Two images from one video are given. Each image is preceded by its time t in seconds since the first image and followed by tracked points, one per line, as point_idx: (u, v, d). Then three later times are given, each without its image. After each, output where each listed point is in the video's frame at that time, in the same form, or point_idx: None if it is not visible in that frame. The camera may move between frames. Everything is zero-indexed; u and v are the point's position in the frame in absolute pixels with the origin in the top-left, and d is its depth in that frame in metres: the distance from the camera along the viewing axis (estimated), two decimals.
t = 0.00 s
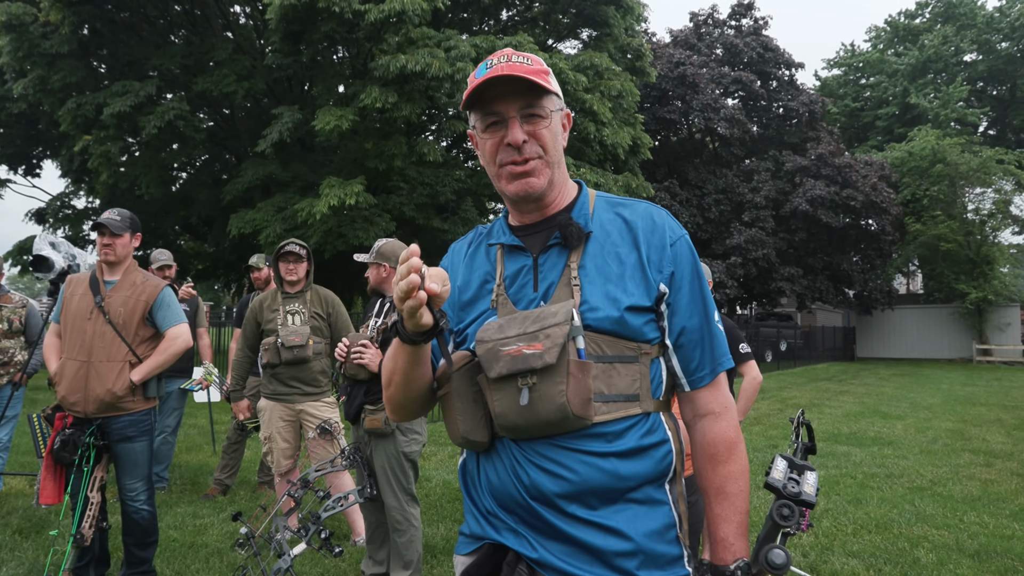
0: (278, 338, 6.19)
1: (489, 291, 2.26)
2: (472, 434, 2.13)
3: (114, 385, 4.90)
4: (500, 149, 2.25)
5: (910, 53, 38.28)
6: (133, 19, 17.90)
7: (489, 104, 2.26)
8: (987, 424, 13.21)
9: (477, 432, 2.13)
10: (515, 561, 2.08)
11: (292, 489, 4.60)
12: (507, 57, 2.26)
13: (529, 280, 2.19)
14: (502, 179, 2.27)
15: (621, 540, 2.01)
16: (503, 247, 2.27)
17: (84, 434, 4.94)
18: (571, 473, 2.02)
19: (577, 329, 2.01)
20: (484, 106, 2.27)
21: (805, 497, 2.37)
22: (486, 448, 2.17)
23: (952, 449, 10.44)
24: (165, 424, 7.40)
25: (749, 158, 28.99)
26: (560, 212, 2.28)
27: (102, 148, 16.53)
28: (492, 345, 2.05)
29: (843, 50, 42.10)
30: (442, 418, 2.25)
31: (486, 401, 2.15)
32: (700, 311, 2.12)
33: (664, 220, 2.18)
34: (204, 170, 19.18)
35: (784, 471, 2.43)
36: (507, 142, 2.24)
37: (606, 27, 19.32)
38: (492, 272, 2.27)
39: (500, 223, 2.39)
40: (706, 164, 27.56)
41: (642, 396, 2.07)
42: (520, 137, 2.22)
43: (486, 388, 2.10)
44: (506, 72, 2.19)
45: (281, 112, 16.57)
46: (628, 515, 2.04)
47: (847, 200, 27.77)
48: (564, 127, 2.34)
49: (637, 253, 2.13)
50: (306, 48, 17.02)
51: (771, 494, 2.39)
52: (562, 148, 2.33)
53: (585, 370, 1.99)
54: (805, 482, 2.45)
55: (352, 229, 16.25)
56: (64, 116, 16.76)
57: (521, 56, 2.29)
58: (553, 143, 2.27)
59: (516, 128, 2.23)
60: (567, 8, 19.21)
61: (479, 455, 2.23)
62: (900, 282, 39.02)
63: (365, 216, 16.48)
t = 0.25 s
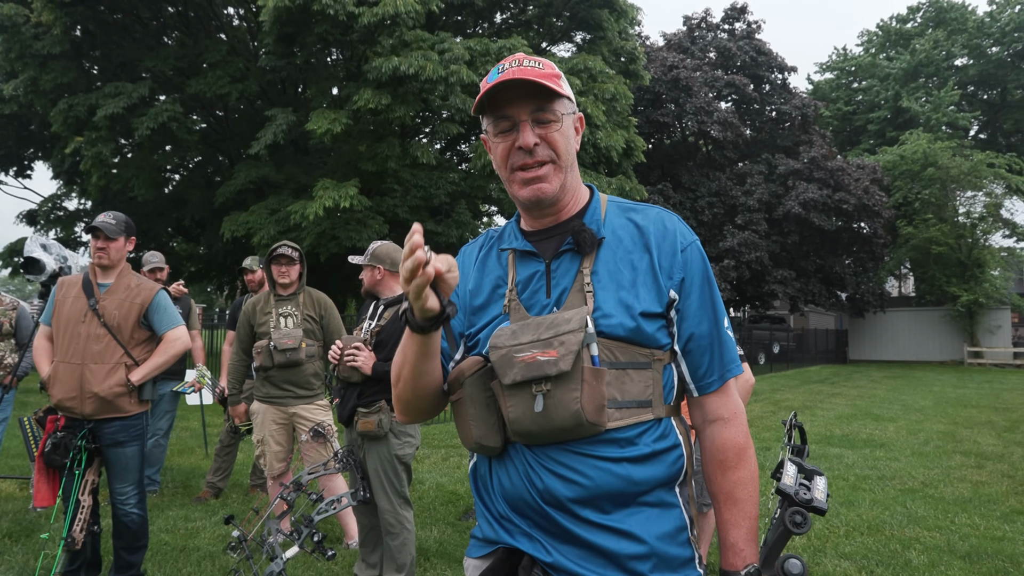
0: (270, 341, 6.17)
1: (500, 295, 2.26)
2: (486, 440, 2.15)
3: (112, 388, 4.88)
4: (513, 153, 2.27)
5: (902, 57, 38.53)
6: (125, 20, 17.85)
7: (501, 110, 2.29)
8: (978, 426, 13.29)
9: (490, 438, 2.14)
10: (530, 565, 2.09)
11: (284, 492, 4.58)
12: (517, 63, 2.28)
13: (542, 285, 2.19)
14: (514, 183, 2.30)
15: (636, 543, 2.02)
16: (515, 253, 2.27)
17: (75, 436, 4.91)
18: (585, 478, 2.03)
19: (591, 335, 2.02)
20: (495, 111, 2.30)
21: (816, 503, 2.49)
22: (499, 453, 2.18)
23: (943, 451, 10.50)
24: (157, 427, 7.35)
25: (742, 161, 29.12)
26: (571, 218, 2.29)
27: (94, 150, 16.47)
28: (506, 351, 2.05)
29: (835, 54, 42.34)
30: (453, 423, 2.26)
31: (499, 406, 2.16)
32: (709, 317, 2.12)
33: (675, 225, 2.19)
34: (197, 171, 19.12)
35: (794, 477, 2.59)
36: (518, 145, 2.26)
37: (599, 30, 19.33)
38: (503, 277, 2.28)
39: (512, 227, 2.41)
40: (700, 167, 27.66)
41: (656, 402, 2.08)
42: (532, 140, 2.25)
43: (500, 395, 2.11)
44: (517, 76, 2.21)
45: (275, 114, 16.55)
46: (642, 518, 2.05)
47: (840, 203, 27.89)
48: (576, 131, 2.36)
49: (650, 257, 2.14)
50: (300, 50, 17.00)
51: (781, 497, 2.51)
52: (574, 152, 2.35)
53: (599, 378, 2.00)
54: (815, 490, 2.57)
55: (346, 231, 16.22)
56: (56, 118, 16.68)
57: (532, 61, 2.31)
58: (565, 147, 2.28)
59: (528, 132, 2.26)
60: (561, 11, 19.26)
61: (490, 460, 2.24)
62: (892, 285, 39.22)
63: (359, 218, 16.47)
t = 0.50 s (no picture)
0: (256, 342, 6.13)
1: (503, 288, 2.27)
2: (481, 435, 2.17)
3: (96, 393, 4.83)
4: (517, 139, 2.29)
5: (886, 60, 38.86)
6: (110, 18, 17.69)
7: (511, 101, 2.31)
8: (960, 425, 13.43)
9: (485, 433, 2.16)
10: (521, 567, 2.10)
11: (270, 494, 4.56)
12: (532, 57, 2.32)
13: (543, 283, 2.20)
14: (519, 174, 2.30)
15: (628, 545, 2.03)
16: (517, 248, 2.28)
17: (59, 439, 4.86)
18: (578, 479, 2.04)
19: (589, 337, 2.03)
20: (506, 102, 2.32)
21: (811, 510, 2.54)
22: (494, 449, 2.20)
23: (927, 450, 10.60)
24: (142, 429, 7.29)
25: (729, 162, 29.28)
26: (576, 215, 2.30)
27: (77, 149, 16.31)
28: (504, 349, 2.08)
29: (820, 57, 42.66)
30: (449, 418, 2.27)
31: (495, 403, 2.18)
32: (713, 321, 2.12)
33: (680, 229, 2.19)
34: (182, 172, 18.99)
35: (790, 483, 2.64)
36: (525, 135, 2.27)
37: (587, 32, 19.34)
38: (505, 273, 2.28)
39: (516, 224, 2.41)
40: (687, 168, 27.80)
41: (652, 405, 2.08)
42: (539, 131, 2.26)
43: (497, 392, 2.12)
44: (528, 66, 2.25)
45: (262, 114, 16.46)
46: (633, 521, 2.05)
47: (825, 204, 28.09)
48: (585, 130, 2.36)
49: (652, 260, 2.14)
50: (287, 49, 16.92)
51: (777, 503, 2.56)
52: (583, 149, 2.35)
53: (596, 379, 2.01)
54: (811, 496, 2.63)
55: (333, 232, 16.16)
56: (39, 117, 16.50)
57: (546, 57, 2.34)
58: (572, 140, 2.28)
59: (535, 123, 2.28)
60: (548, 12, 19.28)
61: (486, 458, 2.26)
62: (877, 286, 39.56)
63: (346, 218, 16.40)
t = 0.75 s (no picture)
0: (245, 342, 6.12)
1: (500, 282, 2.31)
2: (467, 424, 2.21)
3: (81, 397, 4.78)
4: (522, 140, 2.31)
5: (872, 60, 39.12)
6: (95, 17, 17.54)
7: (520, 100, 2.33)
8: (947, 422, 13.54)
9: (471, 422, 2.21)
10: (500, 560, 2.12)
11: (259, 496, 4.55)
12: (544, 58, 2.34)
13: (538, 279, 2.23)
14: (522, 173, 2.33)
15: (604, 544, 2.04)
16: (518, 244, 2.32)
17: (45, 442, 4.81)
18: (557, 473, 2.07)
19: (575, 333, 2.03)
20: (514, 102, 2.34)
21: (806, 518, 2.63)
22: (481, 439, 2.24)
23: (914, 447, 10.68)
24: (130, 431, 7.23)
25: (717, 162, 29.40)
26: (576, 216, 2.32)
27: (63, 149, 16.16)
28: (492, 340, 2.10)
29: (807, 56, 42.91)
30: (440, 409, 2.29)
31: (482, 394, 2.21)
32: (708, 326, 2.11)
33: (679, 233, 2.18)
34: (169, 172, 18.86)
35: (787, 492, 2.74)
36: (530, 136, 2.30)
37: (576, 31, 19.35)
38: (504, 269, 2.32)
39: (517, 223, 2.44)
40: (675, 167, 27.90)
41: (636, 407, 2.07)
42: (544, 132, 2.28)
43: (483, 382, 2.14)
44: (539, 68, 2.27)
45: (249, 114, 16.38)
46: (613, 520, 2.06)
47: (813, 203, 28.26)
48: (592, 133, 2.37)
49: (648, 263, 2.14)
50: (274, 49, 16.83)
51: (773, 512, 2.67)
52: (588, 152, 2.37)
53: (578, 376, 2.01)
54: (807, 504, 2.71)
55: (321, 232, 16.10)
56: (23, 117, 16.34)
57: (557, 59, 2.36)
58: (578, 144, 2.31)
59: (540, 124, 2.30)
60: (537, 12, 19.29)
61: (475, 450, 2.30)
62: (865, 284, 39.84)
63: (334, 218, 16.34)
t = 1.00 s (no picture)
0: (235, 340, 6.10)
1: (493, 280, 2.33)
2: (454, 417, 2.22)
3: (70, 397, 4.74)
4: (509, 147, 2.31)
5: (861, 60, 39.31)
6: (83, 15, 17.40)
7: (501, 108, 2.33)
8: (935, 420, 13.66)
9: (458, 415, 2.22)
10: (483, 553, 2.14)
11: (250, 496, 4.55)
12: (525, 65, 2.33)
13: (527, 276, 2.24)
14: (511, 178, 2.34)
15: (585, 540, 2.04)
16: (510, 243, 2.35)
17: (34, 443, 4.78)
18: (539, 468, 2.07)
19: (557, 327, 2.03)
20: (496, 109, 2.33)
21: (787, 516, 2.51)
22: (467, 433, 2.26)
23: (902, 444, 10.77)
24: (119, 431, 7.19)
25: (708, 160, 29.49)
26: (566, 215, 2.32)
27: (50, 148, 16.04)
28: (478, 334, 2.12)
29: (797, 56, 43.11)
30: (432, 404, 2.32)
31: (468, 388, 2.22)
32: (693, 324, 2.10)
33: (666, 233, 2.17)
34: (159, 170, 18.74)
35: (768, 490, 2.65)
36: (514, 143, 2.29)
37: (567, 30, 19.38)
38: (496, 268, 2.34)
39: (512, 220, 2.47)
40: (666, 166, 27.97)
41: (620, 401, 2.08)
42: (526, 139, 2.27)
43: (467, 375, 2.16)
44: (518, 78, 2.25)
45: (238, 112, 16.30)
46: (594, 516, 2.06)
47: (803, 202, 28.40)
48: (577, 133, 2.36)
49: (634, 261, 2.14)
50: (264, 47, 16.74)
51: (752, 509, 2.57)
52: (575, 152, 2.36)
53: (560, 368, 2.01)
54: (788, 502, 2.62)
55: (312, 231, 16.06)
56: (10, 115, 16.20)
57: (537, 64, 2.35)
58: (560, 147, 2.29)
59: (522, 131, 2.29)
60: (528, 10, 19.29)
61: (462, 446, 2.32)
62: (854, 283, 40.10)
63: (325, 217, 16.29)
